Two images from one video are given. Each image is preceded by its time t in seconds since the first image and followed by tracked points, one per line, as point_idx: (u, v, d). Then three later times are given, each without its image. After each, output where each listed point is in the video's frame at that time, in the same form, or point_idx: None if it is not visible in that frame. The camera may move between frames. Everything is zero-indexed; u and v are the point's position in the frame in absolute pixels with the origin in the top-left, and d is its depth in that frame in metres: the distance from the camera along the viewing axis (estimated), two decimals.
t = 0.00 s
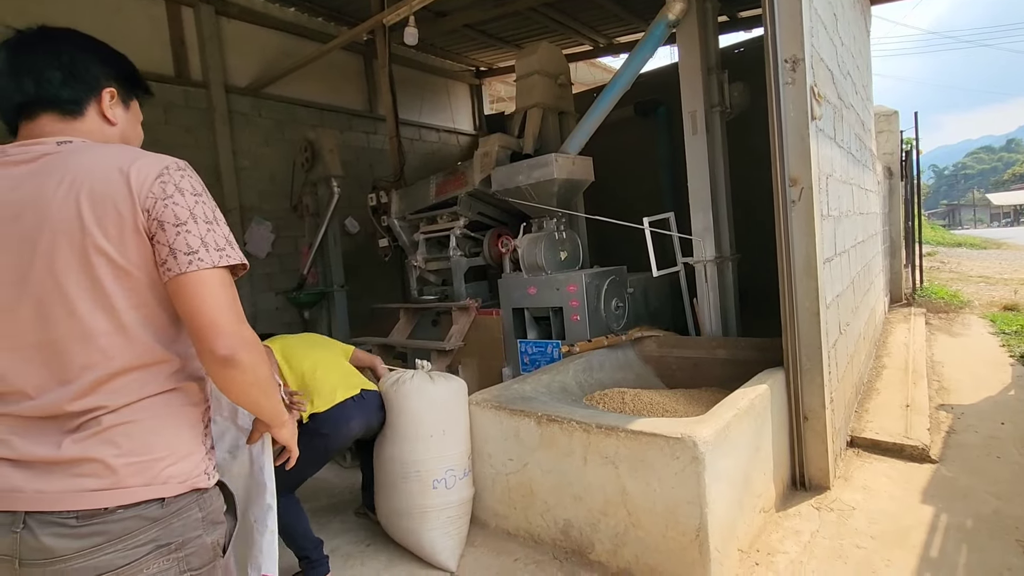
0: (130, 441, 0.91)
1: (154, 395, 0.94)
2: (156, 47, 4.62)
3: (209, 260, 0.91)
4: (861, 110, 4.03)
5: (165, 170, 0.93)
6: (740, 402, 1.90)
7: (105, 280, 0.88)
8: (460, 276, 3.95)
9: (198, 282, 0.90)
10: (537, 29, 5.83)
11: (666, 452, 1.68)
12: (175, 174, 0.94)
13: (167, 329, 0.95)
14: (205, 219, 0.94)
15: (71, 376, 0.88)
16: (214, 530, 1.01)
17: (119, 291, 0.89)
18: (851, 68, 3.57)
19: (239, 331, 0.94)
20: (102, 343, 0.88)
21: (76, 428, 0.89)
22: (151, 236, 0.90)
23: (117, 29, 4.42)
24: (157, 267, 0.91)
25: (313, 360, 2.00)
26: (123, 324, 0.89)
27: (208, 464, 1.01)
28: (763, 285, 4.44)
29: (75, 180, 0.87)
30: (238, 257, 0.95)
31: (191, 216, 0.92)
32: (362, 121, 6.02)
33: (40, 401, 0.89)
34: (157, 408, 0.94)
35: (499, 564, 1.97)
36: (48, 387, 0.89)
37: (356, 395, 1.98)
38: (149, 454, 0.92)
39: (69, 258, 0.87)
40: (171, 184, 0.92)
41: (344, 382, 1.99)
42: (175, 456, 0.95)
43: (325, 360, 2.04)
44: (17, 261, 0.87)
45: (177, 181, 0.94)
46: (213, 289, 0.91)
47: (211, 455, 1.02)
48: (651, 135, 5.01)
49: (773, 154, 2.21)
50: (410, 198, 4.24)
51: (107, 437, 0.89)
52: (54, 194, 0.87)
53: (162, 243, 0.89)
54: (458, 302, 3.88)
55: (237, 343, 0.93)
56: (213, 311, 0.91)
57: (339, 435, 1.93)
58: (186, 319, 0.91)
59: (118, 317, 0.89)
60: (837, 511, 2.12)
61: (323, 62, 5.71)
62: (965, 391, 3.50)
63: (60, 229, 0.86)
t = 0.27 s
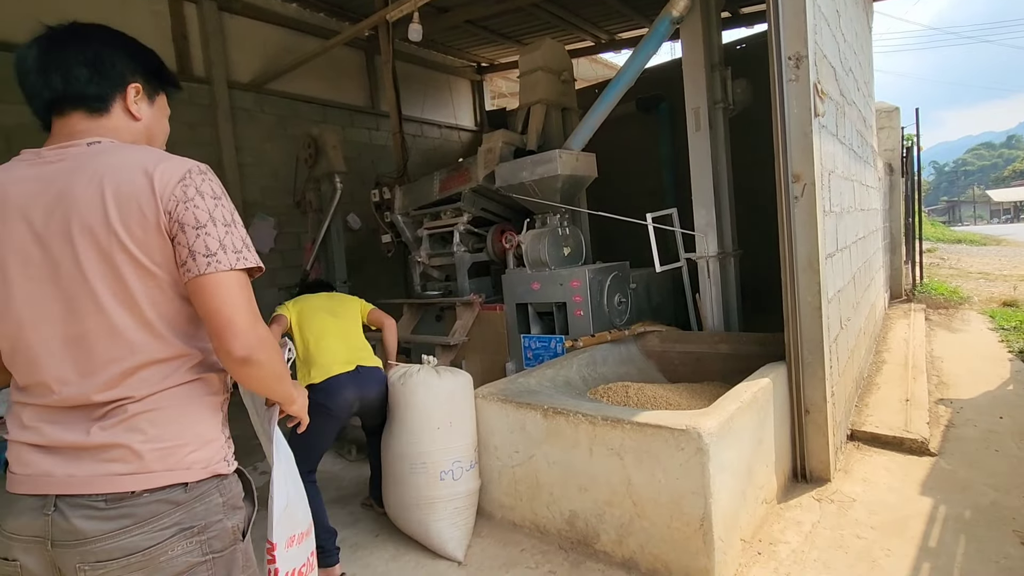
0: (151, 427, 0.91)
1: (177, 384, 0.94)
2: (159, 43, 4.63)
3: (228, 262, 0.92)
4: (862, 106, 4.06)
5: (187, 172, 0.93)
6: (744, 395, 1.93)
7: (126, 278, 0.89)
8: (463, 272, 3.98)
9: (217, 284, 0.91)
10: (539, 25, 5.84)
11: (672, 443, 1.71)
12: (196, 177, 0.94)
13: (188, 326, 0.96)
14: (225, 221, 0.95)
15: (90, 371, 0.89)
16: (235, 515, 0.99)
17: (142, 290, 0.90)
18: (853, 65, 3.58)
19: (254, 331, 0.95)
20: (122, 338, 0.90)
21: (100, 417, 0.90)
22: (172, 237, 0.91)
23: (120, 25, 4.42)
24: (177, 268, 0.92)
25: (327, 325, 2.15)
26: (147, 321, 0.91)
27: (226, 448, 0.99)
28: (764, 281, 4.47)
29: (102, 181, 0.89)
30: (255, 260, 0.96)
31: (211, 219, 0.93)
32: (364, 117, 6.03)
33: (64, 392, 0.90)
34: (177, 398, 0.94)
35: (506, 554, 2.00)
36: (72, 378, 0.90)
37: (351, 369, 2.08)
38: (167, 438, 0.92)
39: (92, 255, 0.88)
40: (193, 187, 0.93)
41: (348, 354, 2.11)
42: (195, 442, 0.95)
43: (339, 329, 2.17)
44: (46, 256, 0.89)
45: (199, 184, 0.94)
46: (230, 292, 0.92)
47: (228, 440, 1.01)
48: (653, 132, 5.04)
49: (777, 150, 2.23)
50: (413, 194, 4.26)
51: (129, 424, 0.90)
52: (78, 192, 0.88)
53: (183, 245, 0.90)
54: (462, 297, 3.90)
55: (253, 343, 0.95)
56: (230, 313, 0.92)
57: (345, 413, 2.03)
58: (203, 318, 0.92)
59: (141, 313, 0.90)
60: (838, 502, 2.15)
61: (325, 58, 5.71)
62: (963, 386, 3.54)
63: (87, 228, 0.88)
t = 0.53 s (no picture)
0: (174, 417, 0.94)
1: (199, 375, 0.97)
2: (160, 43, 4.65)
3: (254, 266, 0.96)
4: (860, 103, 4.09)
5: (210, 181, 0.97)
6: (744, 388, 1.97)
7: (154, 278, 0.93)
8: (465, 269, 4.02)
9: (244, 286, 0.96)
10: (538, 23, 5.86)
11: (673, 436, 1.75)
12: (219, 185, 0.98)
13: (210, 323, 1.00)
14: (248, 228, 0.99)
15: (116, 363, 0.92)
16: (251, 502, 1.02)
17: (168, 289, 0.94)
18: (851, 62, 3.62)
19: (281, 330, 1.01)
20: (148, 334, 0.93)
21: (125, 406, 0.93)
22: (199, 242, 0.95)
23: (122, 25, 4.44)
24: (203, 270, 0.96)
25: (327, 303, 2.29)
26: (171, 318, 0.94)
27: (243, 439, 1.03)
28: (763, 277, 4.51)
29: (127, 187, 0.91)
30: (279, 264, 1.01)
31: (237, 226, 0.97)
32: (365, 116, 6.05)
33: (88, 385, 0.93)
34: (201, 389, 0.97)
35: (510, 545, 2.04)
36: (95, 372, 0.92)
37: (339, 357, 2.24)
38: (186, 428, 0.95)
39: (120, 256, 0.91)
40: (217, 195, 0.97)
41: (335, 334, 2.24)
42: (214, 431, 0.98)
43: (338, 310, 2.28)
44: (72, 257, 0.92)
45: (221, 192, 0.98)
46: (257, 295, 0.97)
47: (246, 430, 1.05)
48: (652, 129, 5.07)
49: (776, 148, 2.27)
50: (415, 193, 4.29)
51: (153, 413, 0.93)
52: (106, 195, 0.91)
53: (211, 250, 0.94)
54: (464, 295, 3.94)
55: (282, 342, 1.00)
56: (259, 313, 0.97)
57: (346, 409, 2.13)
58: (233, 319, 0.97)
59: (166, 311, 0.94)
60: (836, 494, 2.19)
61: (325, 57, 5.74)
62: (960, 380, 3.58)
63: (113, 231, 0.91)
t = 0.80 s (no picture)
0: (202, 407, 0.98)
1: (225, 366, 1.02)
2: (160, 45, 4.67)
3: (282, 260, 1.04)
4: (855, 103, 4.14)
5: (235, 182, 1.03)
6: (742, 384, 2.01)
7: (185, 271, 0.97)
8: (466, 269, 4.05)
9: (273, 279, 1.03)
10: (536, 24, 5.89)
11: (673, 431, 1.78)
12: (243, 185, 1.05)
13: (234, 317, 1.05)
14: (273, 225, 1.06)
15: (145, 354, 0.95)
16: (271, 486, 1.07)
17: (198, 282, 0.98)
18: (847, 62, 3.65)
19: (302, 319, 1.09)
20: (178, 324, 0.96)
21: (155, 398, 0.96)
22: (229, 237, 1.00)
23: (122, 27, 4.46)
24: (231, 264, 1.01)
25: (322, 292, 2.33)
26: (202, 311, 0.99)
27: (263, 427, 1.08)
28: (760, 275, 4.55)
29: (163, 187, 0.96)
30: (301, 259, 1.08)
31: (263, 223, 1.04)
32: (364, 116, 6.08)
33: (118, 377, 0.96)
34: (229, 378, 1.03)
35: (514, 539, 2.08)
36: (126, 364, 0.95)
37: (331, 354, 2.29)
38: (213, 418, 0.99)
39: (153, 248, 0.94)
40: (243, 195, 1.03)
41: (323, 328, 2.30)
42: (238, 419, 1.02)
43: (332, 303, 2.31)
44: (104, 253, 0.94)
45: (246, 192, 1.05)
46: (283, 286, 1.04)
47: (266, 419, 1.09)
48: (650, 129, 5.10)
49: (772, 148, 2.31)
50: (415, 193, 4.32)
51: (182, 403, 0.97)
52: (139, 193, 0.95)
53: (240, 244, 1.00)
54: (465, 294, 3.97)
55: (303, 328, 1.08)
56: (285, 303, 1.05)
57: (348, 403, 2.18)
58: (257, 310, 1.03)
59: (197, 305, 0.98)
60: (833, 487, 2.24)
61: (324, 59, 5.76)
62: (956, 376, 3.63)
63: (149, 229, 0.94)
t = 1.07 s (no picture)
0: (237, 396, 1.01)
1: (255, 358, 1.05)
2: (163, 47, 4.70)
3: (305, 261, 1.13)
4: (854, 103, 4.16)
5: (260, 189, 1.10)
6: (742, 381, 2.05)
7: (227, 267, 0.99)
8: (468, 269, 4.08)
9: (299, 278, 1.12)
10: (536, 25, 5.92)
11: (674, 427, 1.81)
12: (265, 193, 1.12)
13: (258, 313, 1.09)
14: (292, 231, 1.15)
15: (184, 348, 0.95)
16: (292, 471, 1.12)
17: (237, 278, 1.01)
18: (845, 62, 3.69)
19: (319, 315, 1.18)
20: (218, 318, 0.98)
21: (193, 390, 0.97)
22: (262, 237, 1.06)
23: (124, 30, 4.48)
24: (262, 264, 1.07)
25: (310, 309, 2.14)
26: (239, 306, 1.01)
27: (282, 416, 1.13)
28: (760, 274, 4.58)
29: (205, 188, 0.98)
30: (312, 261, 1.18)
31: (287, 227, 1.12)
32: (365, 117, 6.11)
33: (151, 373, 0.94)
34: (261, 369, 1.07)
35: (518, 535, 2.11)
36: (163, 359, 0.94)
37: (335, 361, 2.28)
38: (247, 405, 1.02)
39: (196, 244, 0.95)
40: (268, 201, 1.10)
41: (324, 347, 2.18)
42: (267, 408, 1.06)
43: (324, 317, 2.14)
44: (146, 251, 0.92)
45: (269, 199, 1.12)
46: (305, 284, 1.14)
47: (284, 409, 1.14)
48: (650, 129, 5.13)
49: (771, 148, 2.33)
50: (416, 194, 4.35)
51: (220, 392, 0.99)
52: (180, 192, 0.96)
53: (272, 245, 1.07)
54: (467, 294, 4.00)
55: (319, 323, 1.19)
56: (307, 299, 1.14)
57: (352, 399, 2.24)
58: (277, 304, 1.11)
59: (236, 299, 1.01)
60: (833, 483, 2.26)
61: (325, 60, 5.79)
62: (954, 374, 3.66)
63: (193, 225, 0.95)
